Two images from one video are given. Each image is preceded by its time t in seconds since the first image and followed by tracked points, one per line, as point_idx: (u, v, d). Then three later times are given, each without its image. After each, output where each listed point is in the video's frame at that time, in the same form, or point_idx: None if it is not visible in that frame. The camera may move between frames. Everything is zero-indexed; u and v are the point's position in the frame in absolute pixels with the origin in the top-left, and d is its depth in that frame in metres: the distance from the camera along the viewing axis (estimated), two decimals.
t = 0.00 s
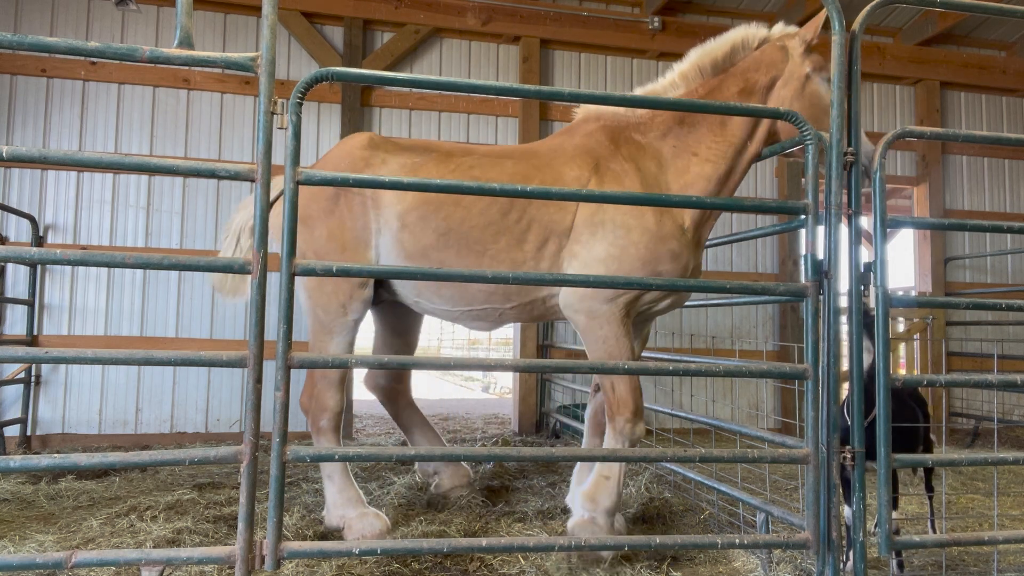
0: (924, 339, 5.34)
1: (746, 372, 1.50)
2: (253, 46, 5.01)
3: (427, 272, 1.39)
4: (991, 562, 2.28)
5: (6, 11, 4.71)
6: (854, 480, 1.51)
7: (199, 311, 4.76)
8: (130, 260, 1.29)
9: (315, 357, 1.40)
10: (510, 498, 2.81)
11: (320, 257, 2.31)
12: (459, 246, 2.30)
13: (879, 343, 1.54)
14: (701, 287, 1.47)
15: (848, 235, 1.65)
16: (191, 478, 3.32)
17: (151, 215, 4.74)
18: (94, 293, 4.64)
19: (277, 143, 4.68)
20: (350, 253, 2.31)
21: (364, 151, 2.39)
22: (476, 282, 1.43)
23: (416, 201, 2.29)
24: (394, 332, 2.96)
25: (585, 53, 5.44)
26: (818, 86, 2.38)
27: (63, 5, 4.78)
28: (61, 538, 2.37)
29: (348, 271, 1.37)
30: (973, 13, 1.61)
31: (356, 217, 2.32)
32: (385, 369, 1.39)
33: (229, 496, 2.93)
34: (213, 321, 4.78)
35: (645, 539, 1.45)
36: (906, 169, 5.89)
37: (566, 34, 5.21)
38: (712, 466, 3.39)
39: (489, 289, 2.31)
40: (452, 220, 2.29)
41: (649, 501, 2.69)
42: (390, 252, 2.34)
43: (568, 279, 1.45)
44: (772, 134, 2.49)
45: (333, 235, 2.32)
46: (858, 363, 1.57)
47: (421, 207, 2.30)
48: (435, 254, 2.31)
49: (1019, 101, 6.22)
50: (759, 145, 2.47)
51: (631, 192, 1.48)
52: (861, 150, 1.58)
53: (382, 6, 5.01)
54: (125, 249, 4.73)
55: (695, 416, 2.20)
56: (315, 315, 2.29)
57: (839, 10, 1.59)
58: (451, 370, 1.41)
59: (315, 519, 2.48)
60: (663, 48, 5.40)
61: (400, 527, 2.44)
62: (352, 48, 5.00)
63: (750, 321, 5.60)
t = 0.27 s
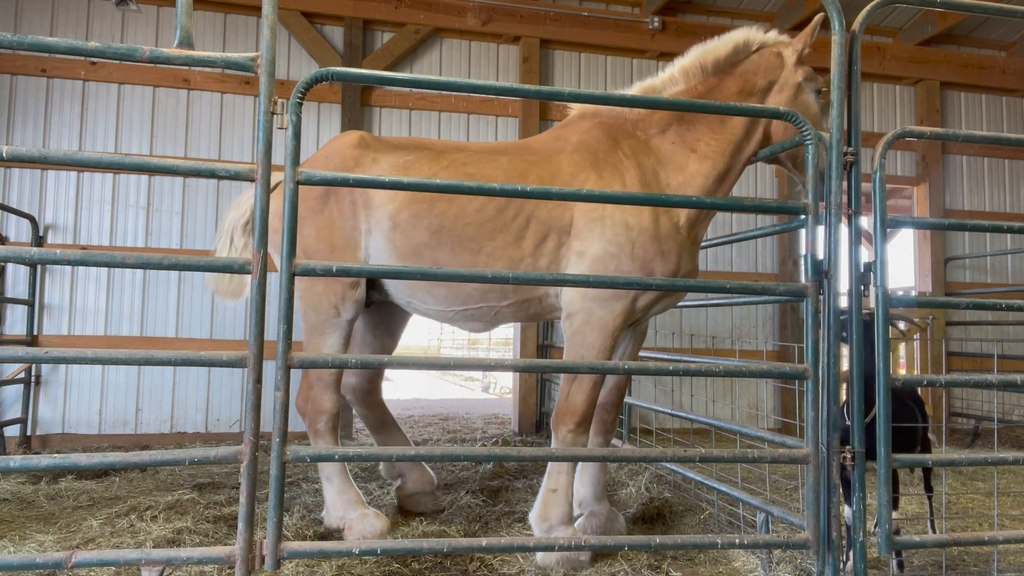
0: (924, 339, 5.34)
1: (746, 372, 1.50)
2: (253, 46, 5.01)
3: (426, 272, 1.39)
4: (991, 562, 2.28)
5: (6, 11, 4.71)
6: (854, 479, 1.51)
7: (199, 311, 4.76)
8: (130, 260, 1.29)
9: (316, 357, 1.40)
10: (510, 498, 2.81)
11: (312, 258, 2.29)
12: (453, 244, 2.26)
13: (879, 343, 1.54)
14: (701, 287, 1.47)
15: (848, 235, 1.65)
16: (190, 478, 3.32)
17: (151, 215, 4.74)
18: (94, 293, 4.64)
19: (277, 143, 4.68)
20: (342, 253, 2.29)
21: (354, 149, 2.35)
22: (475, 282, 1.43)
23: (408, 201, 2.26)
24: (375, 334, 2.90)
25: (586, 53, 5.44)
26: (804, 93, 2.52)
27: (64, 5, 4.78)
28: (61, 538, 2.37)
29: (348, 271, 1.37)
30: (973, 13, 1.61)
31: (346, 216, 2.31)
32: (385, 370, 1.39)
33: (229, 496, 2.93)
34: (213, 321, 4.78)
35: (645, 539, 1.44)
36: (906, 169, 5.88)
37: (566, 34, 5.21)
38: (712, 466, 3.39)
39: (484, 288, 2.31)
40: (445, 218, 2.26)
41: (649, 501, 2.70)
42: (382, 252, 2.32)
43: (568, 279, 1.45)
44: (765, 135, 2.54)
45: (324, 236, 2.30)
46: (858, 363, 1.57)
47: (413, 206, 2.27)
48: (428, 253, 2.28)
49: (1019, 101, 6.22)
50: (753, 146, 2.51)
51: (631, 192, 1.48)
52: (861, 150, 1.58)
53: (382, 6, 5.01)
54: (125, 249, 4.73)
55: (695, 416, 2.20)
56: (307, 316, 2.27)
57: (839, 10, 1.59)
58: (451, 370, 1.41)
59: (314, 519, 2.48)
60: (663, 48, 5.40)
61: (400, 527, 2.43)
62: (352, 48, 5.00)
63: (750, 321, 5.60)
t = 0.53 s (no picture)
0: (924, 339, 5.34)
1: (746, 372, 1.50)
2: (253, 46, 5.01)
3: (426, 273, 1.39)
4: (991, 562, 2.28)
5: (6, 11, 4.71)
6: (854, 480, 1.51)
7: (199, 311, 4.76)
8: (130, 260, 1.29)
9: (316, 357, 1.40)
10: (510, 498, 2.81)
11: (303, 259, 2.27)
12: (447, 246, 2.25)
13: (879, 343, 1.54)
14: (701, 287, 1.47)
15: (848, 235, 1.65)
16: (190, 478, 3.33)
17: (151, 215, 4.74)
18: (94, 293, 4.64)
19: (277, 143, 4.68)
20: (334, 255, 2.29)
21: (345, 149, 2.33)
22: (475, 282, 1.43)
23: (400, 201, 2.25)
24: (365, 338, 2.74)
25: (585, 53, 5.43)
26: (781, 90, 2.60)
27: (64, 5, 4.78)
28: (61, 538, 2.37)
29: (348, 272, 1.37)
30: (973, 13, 1.61)
31: (338, 219, 2.30)
32: (384, 370, 1.39)
33: (229, 496, 2.93)
34: (213, 321, 4.78)
35: (645, 539, 1.44)
36: (906, 169, 5.88)
37: (566, 34, 5.21)
38: (712, 466, 3.39)
39: (481, 288, 2.30)
40: (438, 219, 2.25)
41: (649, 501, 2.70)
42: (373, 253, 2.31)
43: (568, 279, 1.45)
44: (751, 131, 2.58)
45: (315, 238, 2.30)
46: (858, 363, 1.57)
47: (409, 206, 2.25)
48: (421, 254, 2.26)
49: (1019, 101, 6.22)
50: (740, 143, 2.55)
51: (630, 192, 1.48)
52: (861, 150, 1.58)
53: (382, 6, 5.01)
54: (125, 249, 4.73)
55: (695, 415, 2.20)
56: (301, 318, 2.26)
57: (839, 9, 1.59)
58: (451, 370, 1.41)
59: (314, 519, 2.48)
60: (663, 48, 5.40)
61: (400, 527, 2.44)
62: (352, 48, 5.00)
63: (750, 321, 5.60)
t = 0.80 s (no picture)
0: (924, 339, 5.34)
1: (746, 372, 1.50)
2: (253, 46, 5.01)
3: (426, 273, 1.39)
4: (991, 562, 2.28)
5: (6, 10, 4.71)
6: (854, 480, 1.51)
7: (199, 311, 4.76)
8: (130, 260, 1.29)
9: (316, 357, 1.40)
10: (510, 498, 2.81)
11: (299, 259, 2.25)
12: (447, 248, 2.24)
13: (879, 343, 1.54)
14: (701, 287, 1.47)
15: (848, 235, 1.65)
16: (190, 478, 3.33)
17: (151, 215, 4.75)
18: (94, 293, 4.64)
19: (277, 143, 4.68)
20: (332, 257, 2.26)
21: (339, 148, 2.30)
22: (476, 282, 1.43)
23: (399, 202, 2.21)
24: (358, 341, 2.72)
25: (585, 53, 5.43)
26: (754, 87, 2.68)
27: (64, 4, 4.78)
28: (61, 538, 2.37)
29: (348, 271, 1.37)
30: (974, 13, 1.61)
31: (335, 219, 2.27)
32: (384, 370, 1.39)
33: (229, 496, 2.93)
34: (213, 321, 4.78)
35: (645, 539, 1.44)
36: (906, 169, 5.88)
37: (566, 34, 5.21)
38: (712, 466, 3.39)
39: (482, 288, 2.30)
40: (436, 221, 2.23)
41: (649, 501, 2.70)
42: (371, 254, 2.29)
43: (568, 279, 1.45)
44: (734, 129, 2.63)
45: (312, 240, 2.24)
46: (858, 362, 1.57)
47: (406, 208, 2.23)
48: (419, 256, 2.25)
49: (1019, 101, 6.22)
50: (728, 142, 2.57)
51: (630, 192, 1.48)
52: (861, 150, 1.58)
53: (382, 6, 5.01)
54: (125, 249, 4.73)
55: (694, 415, 2.20)
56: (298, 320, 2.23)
57: (839, 9, 1.59)
58: (451, 370, 1.41)
59: (314, 519, 2.48)
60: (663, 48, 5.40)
61: (400, 527, 2.44)
62: (352, 48, 5.00)
63: (750, 321, 5.60)
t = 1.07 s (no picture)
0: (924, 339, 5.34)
1: (746, 372, 1.50)
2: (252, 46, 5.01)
3: (426, 273, 1.39)
4: (991, 562, 2.28)
5: (6, 10, 4.71)
6: (854, 480, 1.51)
7: (199, 311, 4.76)
8: (130, 260, 1.29)
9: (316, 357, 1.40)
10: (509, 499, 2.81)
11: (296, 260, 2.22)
12: (448, 247, 2.22)
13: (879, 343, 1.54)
14: (701, 287, 1.47)
15: (848, 235, 1.65)
16: (190, 478, 3.32)
17: (151, 215, 4.75)
18: (94, 293, 4.64)
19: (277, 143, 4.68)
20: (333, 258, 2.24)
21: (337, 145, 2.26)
22: (475, 282, 1.42)
23: (399, 200, 2.19)
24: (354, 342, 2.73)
25: (585, 53, 5.44)
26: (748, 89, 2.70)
27: (64, 4, 4.78)
28: (61, 538, 2.37)
29: (348, 272, 1.37)
30: (974, 13, 1.61)
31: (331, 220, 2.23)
32: (384, 370, 1.39)
33: (228, 496, 2.93)
34: (213, 321, 4.78)
35: (645, 539, 1.44)
36: (906, 169, 5.88)
37: (566, 34, 5.21)
38: (712, 466, 3.39)
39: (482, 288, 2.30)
40: (437, 220, 2.21)
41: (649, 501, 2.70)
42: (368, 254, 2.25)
43: (568, 278, 1.45)
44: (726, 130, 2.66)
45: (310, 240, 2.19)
46: (858, 362, 1.56)
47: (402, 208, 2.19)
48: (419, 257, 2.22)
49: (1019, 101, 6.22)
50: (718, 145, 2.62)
51: (630, 192, 1.48)
52: (861, 150, 1.58)
53: (382, 6, 5.01)
54: (124, 249, 4.73)
55: (694, 415, 2.20)
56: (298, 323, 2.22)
57: (839, 10, 1.59)
58: (451, 370, 1.41)
59: (314, 519, 2.48)
60: (663, 48, 5.40)
61: (400, 527, 2.44)
62: (352, 48, 5.00)
63: (750, 321, 5.60)
